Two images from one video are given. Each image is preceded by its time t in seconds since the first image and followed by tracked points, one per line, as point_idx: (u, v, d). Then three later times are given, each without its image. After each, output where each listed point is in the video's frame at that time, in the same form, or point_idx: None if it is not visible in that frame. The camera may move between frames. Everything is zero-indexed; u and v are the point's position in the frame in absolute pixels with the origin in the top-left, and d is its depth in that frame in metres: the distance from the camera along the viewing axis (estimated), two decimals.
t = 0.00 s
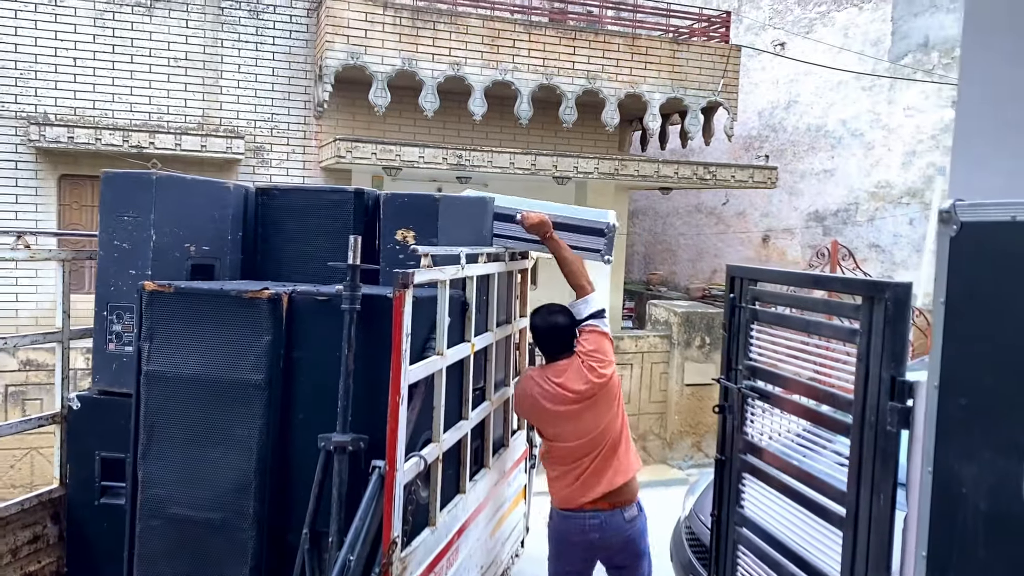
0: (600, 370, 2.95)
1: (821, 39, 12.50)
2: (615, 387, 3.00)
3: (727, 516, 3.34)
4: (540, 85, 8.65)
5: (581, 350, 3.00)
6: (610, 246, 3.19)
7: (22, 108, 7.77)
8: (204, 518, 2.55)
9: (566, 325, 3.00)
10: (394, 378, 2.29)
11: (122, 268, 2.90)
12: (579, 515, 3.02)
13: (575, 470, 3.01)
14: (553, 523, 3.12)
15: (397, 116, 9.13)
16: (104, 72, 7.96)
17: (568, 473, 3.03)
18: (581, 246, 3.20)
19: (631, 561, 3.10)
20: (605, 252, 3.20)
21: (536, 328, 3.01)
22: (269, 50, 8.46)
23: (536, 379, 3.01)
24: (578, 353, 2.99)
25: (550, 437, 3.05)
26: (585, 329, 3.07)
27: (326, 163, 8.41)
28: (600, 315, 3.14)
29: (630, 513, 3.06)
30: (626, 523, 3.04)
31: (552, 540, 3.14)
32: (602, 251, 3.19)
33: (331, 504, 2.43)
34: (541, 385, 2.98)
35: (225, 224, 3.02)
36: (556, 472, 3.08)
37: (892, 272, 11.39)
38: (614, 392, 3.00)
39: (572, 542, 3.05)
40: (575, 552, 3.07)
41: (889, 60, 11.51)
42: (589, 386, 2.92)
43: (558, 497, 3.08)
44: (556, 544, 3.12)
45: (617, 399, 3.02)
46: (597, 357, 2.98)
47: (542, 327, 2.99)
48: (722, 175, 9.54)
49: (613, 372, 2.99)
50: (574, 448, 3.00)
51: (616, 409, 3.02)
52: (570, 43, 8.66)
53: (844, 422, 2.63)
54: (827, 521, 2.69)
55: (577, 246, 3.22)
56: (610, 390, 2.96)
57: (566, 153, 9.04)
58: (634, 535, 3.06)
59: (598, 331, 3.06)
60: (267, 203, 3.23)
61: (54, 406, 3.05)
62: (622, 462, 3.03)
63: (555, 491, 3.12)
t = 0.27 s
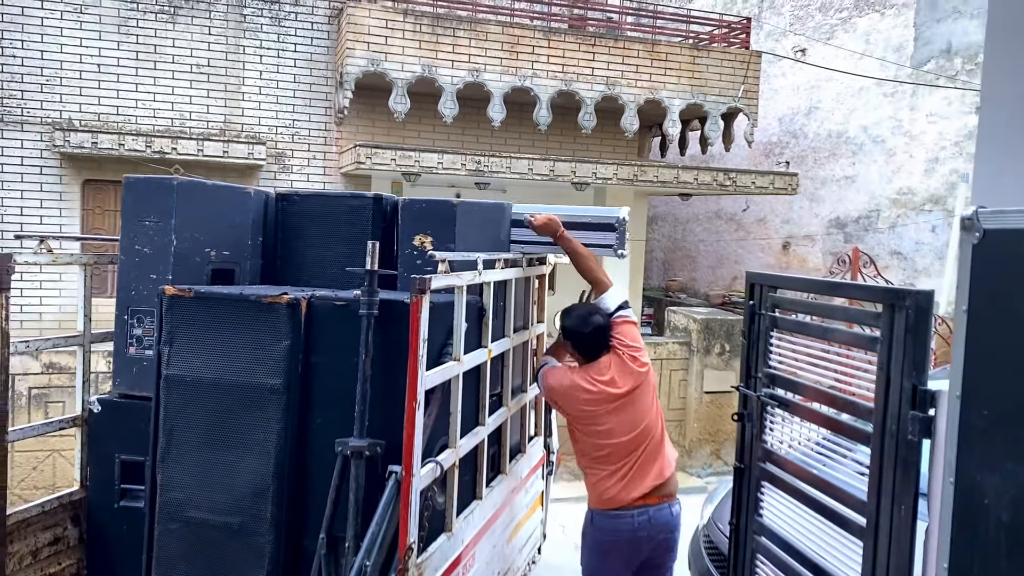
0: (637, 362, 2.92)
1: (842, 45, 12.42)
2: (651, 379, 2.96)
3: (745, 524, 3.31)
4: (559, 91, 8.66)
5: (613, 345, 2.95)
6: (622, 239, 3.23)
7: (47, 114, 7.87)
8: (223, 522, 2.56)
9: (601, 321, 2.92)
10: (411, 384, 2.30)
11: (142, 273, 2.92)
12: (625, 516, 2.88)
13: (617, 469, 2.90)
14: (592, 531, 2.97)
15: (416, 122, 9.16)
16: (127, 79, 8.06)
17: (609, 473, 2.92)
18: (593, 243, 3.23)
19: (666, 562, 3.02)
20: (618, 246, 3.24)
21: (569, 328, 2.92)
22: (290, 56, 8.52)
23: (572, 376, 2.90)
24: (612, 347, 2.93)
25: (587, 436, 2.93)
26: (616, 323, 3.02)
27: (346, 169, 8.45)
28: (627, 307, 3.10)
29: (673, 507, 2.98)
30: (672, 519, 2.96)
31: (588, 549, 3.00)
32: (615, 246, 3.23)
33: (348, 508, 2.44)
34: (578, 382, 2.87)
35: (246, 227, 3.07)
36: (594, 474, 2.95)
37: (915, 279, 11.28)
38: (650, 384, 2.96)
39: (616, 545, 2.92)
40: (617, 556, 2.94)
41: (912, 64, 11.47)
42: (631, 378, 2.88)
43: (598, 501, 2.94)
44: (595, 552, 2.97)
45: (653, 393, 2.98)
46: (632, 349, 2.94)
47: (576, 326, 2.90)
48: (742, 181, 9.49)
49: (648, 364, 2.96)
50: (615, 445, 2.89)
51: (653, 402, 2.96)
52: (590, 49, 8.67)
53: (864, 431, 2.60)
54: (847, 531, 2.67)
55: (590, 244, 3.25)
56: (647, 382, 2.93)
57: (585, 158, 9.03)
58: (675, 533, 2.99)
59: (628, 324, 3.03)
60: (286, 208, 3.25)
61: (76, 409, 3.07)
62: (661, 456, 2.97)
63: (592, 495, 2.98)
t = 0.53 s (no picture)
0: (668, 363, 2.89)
1: (867, 49, 12.32)
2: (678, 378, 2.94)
3: (769, 532, 3.28)
4: (581, 95, 8.65)
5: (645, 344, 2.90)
6: (645, 246, 3.20)
7: (74, 119, 7.98)
8: (247, 525, 2.57)
9: (638, 323, 2.81)
10: (434, 388, 2.30)
11: (168, 277, 2.94)
12: (653, 518, 2.89)
13: (646, 469, 2.89)
14: (616, 533, 2.95)
15: (438, 126, 9.19)
16: (153, 84, 8.14)
17: (636, 473, 2.90)
18: (615, 249, 3.21)
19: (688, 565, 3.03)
20: (641, 253, 3.21)
21: (604, 328, 2.80)
22: (313, 61, 8.58)
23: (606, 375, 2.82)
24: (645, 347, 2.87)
25: (617, 435, 2.89)
26: (645, 320, 2.97)
27: (368, 174, 8.48)
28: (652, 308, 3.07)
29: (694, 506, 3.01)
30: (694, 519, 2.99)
31: (611, 552, 2.99)
32: (638, 253, 3.20)
33: (370, 512, 2.44)
34: (614, 382, 2.80)
35: (269, 231, 3.08)
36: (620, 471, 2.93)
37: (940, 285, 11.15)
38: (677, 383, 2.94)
39: (642, 548, 2.91)
40: (642, 558, 2.93)
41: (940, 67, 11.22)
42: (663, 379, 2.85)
43: (622, 498, 2.94)
44: (621, 555, 2.96)
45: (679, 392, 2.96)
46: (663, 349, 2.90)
47: (613, 327, 2.79)
48: (766, 186, 9.43)
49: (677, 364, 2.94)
50: (645, 444, 2.88)
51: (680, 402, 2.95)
52: (612, 53, 8.65)
53: (891, 439, 2.57)
54: (872, 540, 2.63)
55: (612, 251, 3.23)
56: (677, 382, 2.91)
57: (606, 163, 9.01)
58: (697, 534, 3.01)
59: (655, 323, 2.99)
60: (309, 212, 3.27)
61: (101, 411, 3.10)
62: (685, 454, 2.98)
63: (614, 492, 2.97)
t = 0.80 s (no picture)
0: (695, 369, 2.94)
1: (890, 49, 12.22)
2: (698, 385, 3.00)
3: (793, 536, 3.26)
4: (602, 97, 8.63)
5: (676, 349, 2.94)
6: (667, 244, 3.17)
7: (99, 122, 8.07)
8: (271, 525, 2.59)
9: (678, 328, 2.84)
10: (457, 389, 2.30)
11: (194, 278, 2.97)
12: (669, 520, 2.92)
13: (664, 471, 2.92)
14: (629, 534, 2.98)
15: (459, 128, 9.20)
16: (177, 86, 8.22)
17: (654, 474, 2.92)
18: (637, 248, 3.19)
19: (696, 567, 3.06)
20: (663, 252, 3.18)
21: (646, 330, 2.80)
22: (335, 64, 8.62)
23: (641, 376, 2.82)
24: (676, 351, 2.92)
25: (641, 435, 2.90)
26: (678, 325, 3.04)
27: (389, 175, 8.51)
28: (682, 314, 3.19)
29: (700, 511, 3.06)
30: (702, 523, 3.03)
31: (624, 552, 3.01)
32: (660, 252, 3.17)
33: (393, 513, 2.45)
34: (648, 384, 2.81)
35: (293, 232, 3.10)
36: (637, 472, 2.94)
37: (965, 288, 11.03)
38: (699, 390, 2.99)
39: (654, 549, 2.93)
40: (654, 559, 2.96)
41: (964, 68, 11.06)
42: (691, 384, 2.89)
43: (636, 498, 2.95)
44: (633, 555, 2.98)
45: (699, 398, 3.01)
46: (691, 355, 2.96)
47: (657, 330, 2.79)
48: (788, 188, 9.36)
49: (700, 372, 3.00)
50: (668, 447, 2.90)
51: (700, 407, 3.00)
52: (633, 54, 8.63)
53: (917, 443, 2.54)
54: (898, 545, 2.61)
55: (633, 250, 3.19)
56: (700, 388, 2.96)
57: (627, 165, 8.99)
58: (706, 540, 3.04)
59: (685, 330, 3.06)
60: (332, 214, 3.28)
61: (127, 411, 3.12)
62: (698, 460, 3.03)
63: (626, 492, 2.98)
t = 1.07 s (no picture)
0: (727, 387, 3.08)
1: (911, 48, 12.12)
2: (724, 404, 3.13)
3: (813, 537, 3.24)
4: (620, 96, 8.62)
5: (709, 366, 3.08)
6: (683, 247, 3.10)
7: (120, 122, 8.15)
8: (291, 523, 2.60)
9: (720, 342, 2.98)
10: (478, 389, 2.31)
11: (216, 278, 2.99)
12: (693, 531, 2.99)
13: (694, 484, 3.00)
14: (655, 547, 3.04)
15: (476, 128, 9.21)
16: (197, 87, 8.28)
17: (684, 488, 2.99)
18: (652, 250, 3.11)
19: None
20: (679, 254, 3.10)
21: (692, 341, 2.93)
22: (353, 64, 8.66)
23: (682, 387, 2.93)
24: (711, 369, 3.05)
25: (674, 448, 2.98)
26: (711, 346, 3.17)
27: (407, 176, 8.53)
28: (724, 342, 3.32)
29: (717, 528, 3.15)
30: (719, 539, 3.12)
31: (647, 562, 3.08)
32: (675, 254, 3.10)
33: (413, 512, 2.46)
34: (689, 395, 2.93)
35: (314, 232, 3.15)
36: (665, 484, 3.00)
37: (986, 288, 10.94)
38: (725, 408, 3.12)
39: (681, 565, 3.01)
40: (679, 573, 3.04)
41: (986, 66, 10.97)
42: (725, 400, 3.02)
43: (661, 509, 3.00)
44: (658, 568, 3.05)
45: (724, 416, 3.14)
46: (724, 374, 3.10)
47: (703, 341, 2.93)
48: (807, 187, 9.31)
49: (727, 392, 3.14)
50: (699, 459, 2.99)
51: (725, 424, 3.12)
52: (651, 54, 8.61)
53: (940, 444, 2.52)
54: (920, 546, 2.59)
55: (648, 251, 3.12)
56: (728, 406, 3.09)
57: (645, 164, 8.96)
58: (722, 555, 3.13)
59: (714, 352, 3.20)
60: (353, 215, 3.30)
61: (150, 411, 3.17)
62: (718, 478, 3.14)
63: (654, 507, 3.02)
